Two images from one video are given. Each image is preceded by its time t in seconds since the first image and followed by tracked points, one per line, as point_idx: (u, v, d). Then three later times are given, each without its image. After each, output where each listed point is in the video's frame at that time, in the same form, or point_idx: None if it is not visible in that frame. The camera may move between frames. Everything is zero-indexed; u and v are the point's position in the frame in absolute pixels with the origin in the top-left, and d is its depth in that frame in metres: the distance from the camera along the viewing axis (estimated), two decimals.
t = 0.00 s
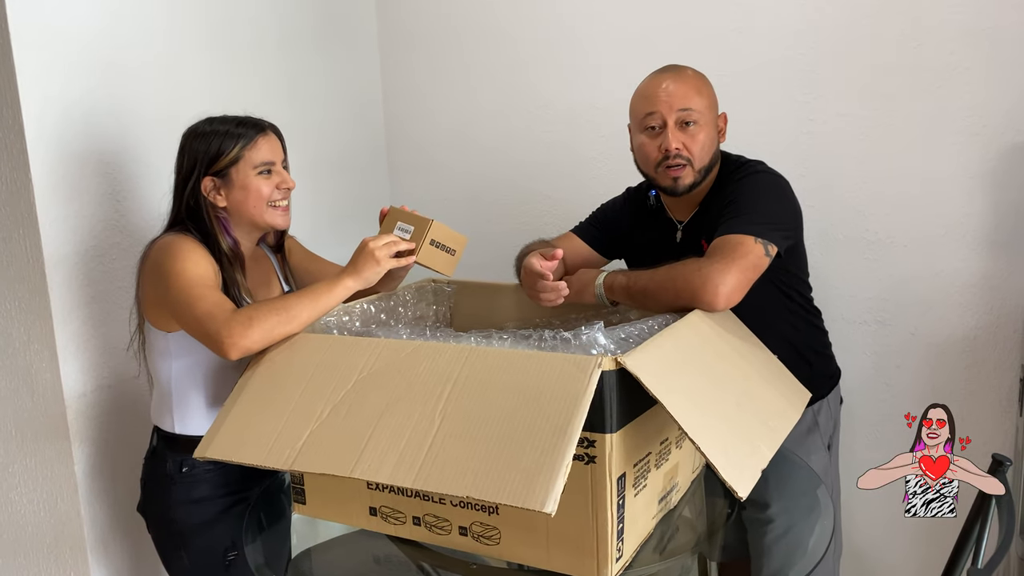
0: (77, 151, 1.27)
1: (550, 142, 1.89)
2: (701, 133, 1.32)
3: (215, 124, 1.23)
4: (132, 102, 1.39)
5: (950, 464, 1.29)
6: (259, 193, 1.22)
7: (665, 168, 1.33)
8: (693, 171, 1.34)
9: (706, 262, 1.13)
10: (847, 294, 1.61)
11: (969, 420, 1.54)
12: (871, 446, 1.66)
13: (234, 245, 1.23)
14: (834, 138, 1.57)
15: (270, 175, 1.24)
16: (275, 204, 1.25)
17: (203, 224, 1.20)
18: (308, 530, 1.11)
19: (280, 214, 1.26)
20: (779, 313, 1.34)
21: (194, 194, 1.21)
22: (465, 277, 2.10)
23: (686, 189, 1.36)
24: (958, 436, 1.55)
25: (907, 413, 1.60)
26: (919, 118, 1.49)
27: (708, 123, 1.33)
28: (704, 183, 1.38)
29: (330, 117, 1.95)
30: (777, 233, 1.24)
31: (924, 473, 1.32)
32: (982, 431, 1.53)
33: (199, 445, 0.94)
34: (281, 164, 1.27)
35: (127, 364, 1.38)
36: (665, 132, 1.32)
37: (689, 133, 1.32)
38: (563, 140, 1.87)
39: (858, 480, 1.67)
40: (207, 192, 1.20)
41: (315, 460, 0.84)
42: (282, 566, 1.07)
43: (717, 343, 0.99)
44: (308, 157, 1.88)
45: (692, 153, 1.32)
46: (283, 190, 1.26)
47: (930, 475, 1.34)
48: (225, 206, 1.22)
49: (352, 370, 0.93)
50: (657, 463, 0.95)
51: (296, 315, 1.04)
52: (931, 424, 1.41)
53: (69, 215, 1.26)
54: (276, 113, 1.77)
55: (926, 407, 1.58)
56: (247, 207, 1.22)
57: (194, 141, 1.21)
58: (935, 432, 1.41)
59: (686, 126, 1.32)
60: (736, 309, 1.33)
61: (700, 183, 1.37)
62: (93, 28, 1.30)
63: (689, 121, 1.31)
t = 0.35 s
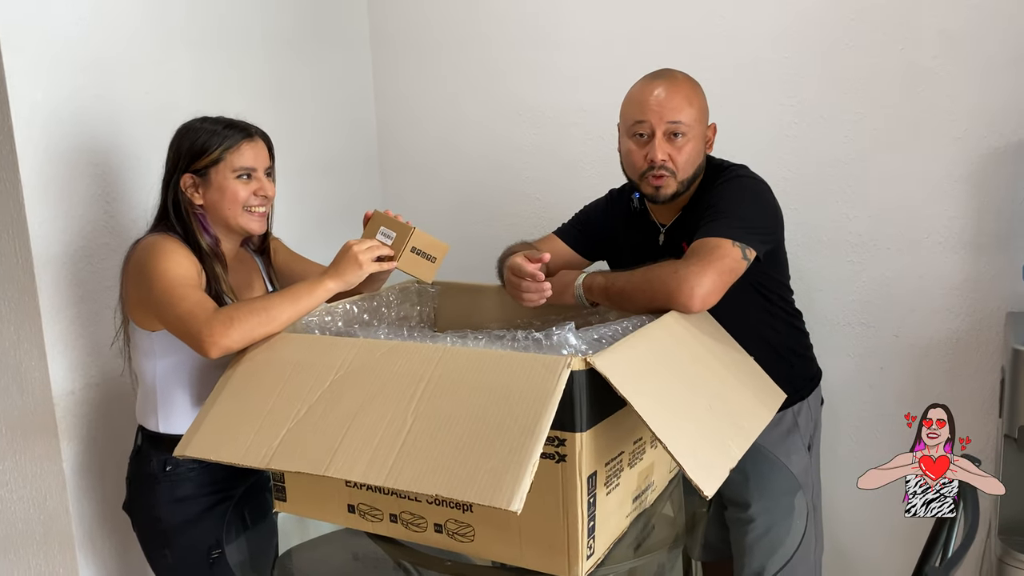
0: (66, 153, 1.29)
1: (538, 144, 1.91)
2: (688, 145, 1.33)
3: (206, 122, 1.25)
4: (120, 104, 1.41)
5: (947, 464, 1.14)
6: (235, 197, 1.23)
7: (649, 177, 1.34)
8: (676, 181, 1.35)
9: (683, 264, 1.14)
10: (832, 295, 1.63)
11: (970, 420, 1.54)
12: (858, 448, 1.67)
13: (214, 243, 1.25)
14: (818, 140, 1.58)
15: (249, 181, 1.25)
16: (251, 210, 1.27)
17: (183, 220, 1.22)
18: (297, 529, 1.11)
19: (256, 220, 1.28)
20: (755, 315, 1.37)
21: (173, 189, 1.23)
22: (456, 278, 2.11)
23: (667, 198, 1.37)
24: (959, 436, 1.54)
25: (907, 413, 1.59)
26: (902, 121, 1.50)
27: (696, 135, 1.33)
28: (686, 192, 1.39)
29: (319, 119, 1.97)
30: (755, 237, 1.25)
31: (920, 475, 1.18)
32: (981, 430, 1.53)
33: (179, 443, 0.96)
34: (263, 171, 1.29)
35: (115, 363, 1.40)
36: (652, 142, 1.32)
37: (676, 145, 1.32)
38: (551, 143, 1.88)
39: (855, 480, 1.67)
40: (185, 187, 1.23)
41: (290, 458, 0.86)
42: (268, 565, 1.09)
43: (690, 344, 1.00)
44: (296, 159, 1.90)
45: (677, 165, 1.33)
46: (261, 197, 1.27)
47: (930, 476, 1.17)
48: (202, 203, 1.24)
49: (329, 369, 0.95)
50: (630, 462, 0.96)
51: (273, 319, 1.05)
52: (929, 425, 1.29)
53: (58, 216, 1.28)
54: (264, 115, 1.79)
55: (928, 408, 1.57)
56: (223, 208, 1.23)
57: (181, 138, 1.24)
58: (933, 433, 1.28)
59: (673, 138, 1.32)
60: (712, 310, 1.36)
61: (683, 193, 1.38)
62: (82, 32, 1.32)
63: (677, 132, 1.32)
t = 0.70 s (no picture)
0: (69, 153, 1.30)
1: (541, 145, 1.91)
2: (693, 155, 1.33)
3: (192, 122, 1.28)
4: (123, 104, 1.42)
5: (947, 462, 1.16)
6: (207, 194, 1.24)
7: (654, 187, 1.34)
8: (681, 191, 1.35)
9: (682, 269, 1.15)
10: (836, 298, 1.62)
11: (969, 420, 1.53)
12: (860, 451, 1.66)
13: (207, 245, 1.25)
14: (821, 142, 1.58)
15: (223, 178, 1.25)
16: (230, 207, 1.26)
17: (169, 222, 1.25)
18: (296, 531, 1.12)
19: (239, 218, 1.27)
20: (754, 318, 1.37)
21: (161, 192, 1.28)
22: (459, 279, 2.11)
23: (672, 207, 1.37)
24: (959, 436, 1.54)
25: (907, 412, 1.59)
26: (905, 123, 1.49)
27: (701, 144, 1.33)
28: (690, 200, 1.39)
29: (323, 119, 1.98)
30: (754, 241, 1.25)
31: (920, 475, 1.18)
32: (981, 430, 1.52)
33: (176, 444, 0.97)
34: (242, 167, 1.27)
35: (117, 362, 1.41)
36: (657, 152, 1.32)
37: (680, 156, 1.32)
38: (554, 144, 1.89)
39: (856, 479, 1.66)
40: (169, 190, 1.27)
41: (285, 459, 0.86)
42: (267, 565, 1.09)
43: (684, 348, 1.00)
44: (300, 159, 1.90)
45: (682, 175, 1.33)
46: (239, 194, 1.26)
47: (929, 476, 1.16)
48: (185, 202, 1.26)
49: (325, 371, 0.95)
50: (625, 465, 0.96)
51: (256, 321, 1.05)
52: (929, 425, 1.26)
53: (61, 216, 1.29)
54: (268, 115, 1.79)
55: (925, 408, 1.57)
56: (199, 207, 1.24)
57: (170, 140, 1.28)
58: (934, 433, 1.24)
59: (678, 148, 1.32)
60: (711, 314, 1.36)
61: (687, 201, 1.38)
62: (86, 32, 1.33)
63: (682, 143, 1.31)
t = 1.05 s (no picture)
0: (86, 142, 1.31)
1: (555, 139, 1.90)
2: (710, 147, 1.32)
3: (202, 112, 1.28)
4: (139, 95, 1.43)
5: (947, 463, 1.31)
6: (222, 183, 1.24)
7: (669, 178, 1.33)
8: (697, 183, 1.34)
9: (697, 262, 1.15)
10: (851, 295, 1.61)
11: (968, 419, 1.54)
12: (872, 448, 1.66)
13: (225, 234, 1.26)
14: (836, 138, 1.57)
15: (236, 166, 1.25)
16: (246, 195, 1.26)
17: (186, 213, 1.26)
18: (308, 519, 1.12)
19: (255, 205, 1.27)
20: (768, 314, 1.36)
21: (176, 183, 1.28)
22: (471, 274, 2.12)
23: (687, 199, 1.37)
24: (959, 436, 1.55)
25: (906, 413, 1.60)
26: (922, 119, 1.48)
27: (718, 136, 1.33)
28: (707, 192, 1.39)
29: (337, 113, 1.98)
30: (770, 236, 1.25)
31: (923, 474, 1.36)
32: (980, 430, 1.53)
33: (191, 431, 0.97)
34: (254, 154, 1.27)
35: (131, 351, 1.42)
36: (673, 144, 1.31)
37: (697, 148, 1.31)
38: (568, 139, 1.88)
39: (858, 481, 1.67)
40: (185, 181, 1.27)
41: (298, 447, 0.87)
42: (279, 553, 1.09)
43: (698, 342, 1.00)
44: (314, 153, 1.91)
45: (699, 166, 1.32)
46: (253, 181, 1.26)
47: (929, 475, 1.35)
48: (201, 194, 1.27)
49: (338, 360, 0.95)
50: (637, 458, 0.96)
51: (279, 309, 1.06)
52: (929, 426, 1.48)
53: (77, 205, 1.30)
54: (283, 108, 1.80)
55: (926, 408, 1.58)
56: (215, 197, 1.25)
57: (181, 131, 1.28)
58: (932, 434, 1.47)
59: (695, 140, 1.31)
60: (725, 308, 1.35)
61: (703, 193, 1.38)
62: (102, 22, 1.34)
63: (699, 135, 1.31)
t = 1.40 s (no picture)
0: (95, 133, 1.31)
1: (563, 136, 1.90)
2: (695, 151, 1.30)
3: (221, 105, 1.26)
4: (149, 87, 1.43)
5: (945, 465, 1.47)
6: (250, 185, 1.25)
7: (653, 176, 1.34)
8: (681, 184, 1.33)
9: (705, 260, 1.15)
10: (859, 295, 1.61)
11: (969, 421, 1.54)
12: (876, 448, 1.66)
13: (234, 227, 1.27)
14: (846, 137, 1.57)
15: (263, 169, 1.27)
16: (267, 196, 1.28)
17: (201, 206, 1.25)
18: (314, 513, 1.12)
19: (275, 206, 1.30)
20: (775, 312, 1.36)
21: (190, 175, 1.26)
22: (477, 269, 2.12)
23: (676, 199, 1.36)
24: (958, 436, 1.55)
25: (907, 413, 1.60)
26: (934, 119, 1.48)
27: (706, 140, 1.30)
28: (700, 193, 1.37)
29: (346, 106, 1.99)
30: (778, 235, 1.24)
31: (922, 472, 1.51)
32: (981, 431, 1.53)
33: (199, 423, 0.98)
34: (279, 157, 1.30)
35: (140, 342, 1.42)
36: (658, 144, 1.31)
37: (680, 150, 1.30)
38: (577, 135, 1.88)
39: (857, 481, 1.68)
40: (202, 174, 1.26)
41: (307, 441, 0.87)
42: (284, 548, 1.10)
43: (705, 339, 1.00)
44: (322, 146, 1.92)
45: (681, 169, 1.31)
46: (276, 183, 1.29)
47: (929, 475, 1.49)
48: (219, 188, 1.26)
49: (347, 354, 0.96)
50: (643, 455, 0.96)
51: (296, 306, 1.06)
52: (930, 424, 1.55)
53: (87, 197, 1.30)
54: (292, 101, 1.80)
55: (926, 409, 1.58)
56: (239, 196, 1.26)
57: (199, 121, 1.26)
58: (936, 432, 1.54)
59: (679, 143, 1.30)
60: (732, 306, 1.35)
61: (694, 194, 1.36)
62: (114, 14, 1.34)
63: (683, 137, 1.29)
